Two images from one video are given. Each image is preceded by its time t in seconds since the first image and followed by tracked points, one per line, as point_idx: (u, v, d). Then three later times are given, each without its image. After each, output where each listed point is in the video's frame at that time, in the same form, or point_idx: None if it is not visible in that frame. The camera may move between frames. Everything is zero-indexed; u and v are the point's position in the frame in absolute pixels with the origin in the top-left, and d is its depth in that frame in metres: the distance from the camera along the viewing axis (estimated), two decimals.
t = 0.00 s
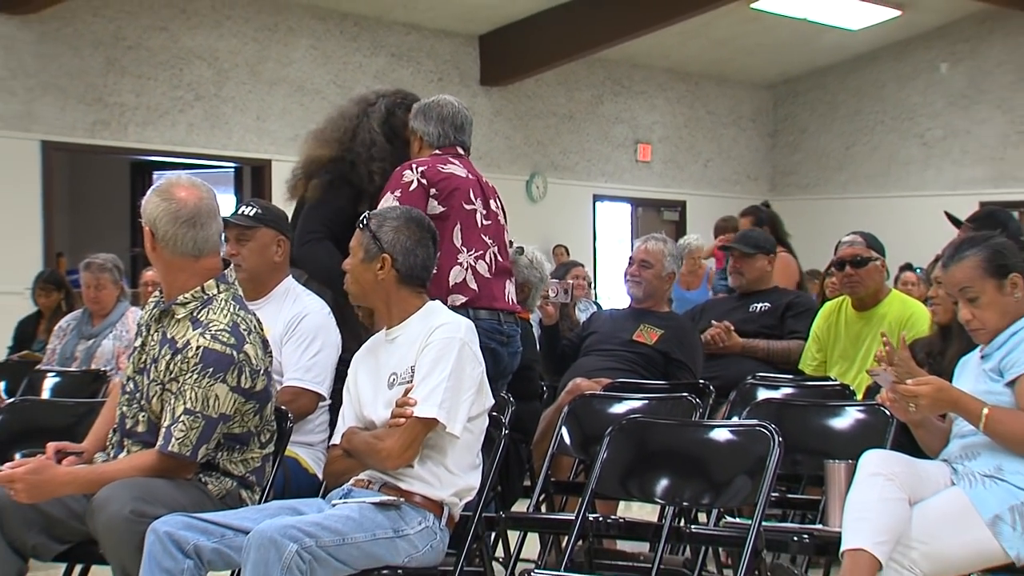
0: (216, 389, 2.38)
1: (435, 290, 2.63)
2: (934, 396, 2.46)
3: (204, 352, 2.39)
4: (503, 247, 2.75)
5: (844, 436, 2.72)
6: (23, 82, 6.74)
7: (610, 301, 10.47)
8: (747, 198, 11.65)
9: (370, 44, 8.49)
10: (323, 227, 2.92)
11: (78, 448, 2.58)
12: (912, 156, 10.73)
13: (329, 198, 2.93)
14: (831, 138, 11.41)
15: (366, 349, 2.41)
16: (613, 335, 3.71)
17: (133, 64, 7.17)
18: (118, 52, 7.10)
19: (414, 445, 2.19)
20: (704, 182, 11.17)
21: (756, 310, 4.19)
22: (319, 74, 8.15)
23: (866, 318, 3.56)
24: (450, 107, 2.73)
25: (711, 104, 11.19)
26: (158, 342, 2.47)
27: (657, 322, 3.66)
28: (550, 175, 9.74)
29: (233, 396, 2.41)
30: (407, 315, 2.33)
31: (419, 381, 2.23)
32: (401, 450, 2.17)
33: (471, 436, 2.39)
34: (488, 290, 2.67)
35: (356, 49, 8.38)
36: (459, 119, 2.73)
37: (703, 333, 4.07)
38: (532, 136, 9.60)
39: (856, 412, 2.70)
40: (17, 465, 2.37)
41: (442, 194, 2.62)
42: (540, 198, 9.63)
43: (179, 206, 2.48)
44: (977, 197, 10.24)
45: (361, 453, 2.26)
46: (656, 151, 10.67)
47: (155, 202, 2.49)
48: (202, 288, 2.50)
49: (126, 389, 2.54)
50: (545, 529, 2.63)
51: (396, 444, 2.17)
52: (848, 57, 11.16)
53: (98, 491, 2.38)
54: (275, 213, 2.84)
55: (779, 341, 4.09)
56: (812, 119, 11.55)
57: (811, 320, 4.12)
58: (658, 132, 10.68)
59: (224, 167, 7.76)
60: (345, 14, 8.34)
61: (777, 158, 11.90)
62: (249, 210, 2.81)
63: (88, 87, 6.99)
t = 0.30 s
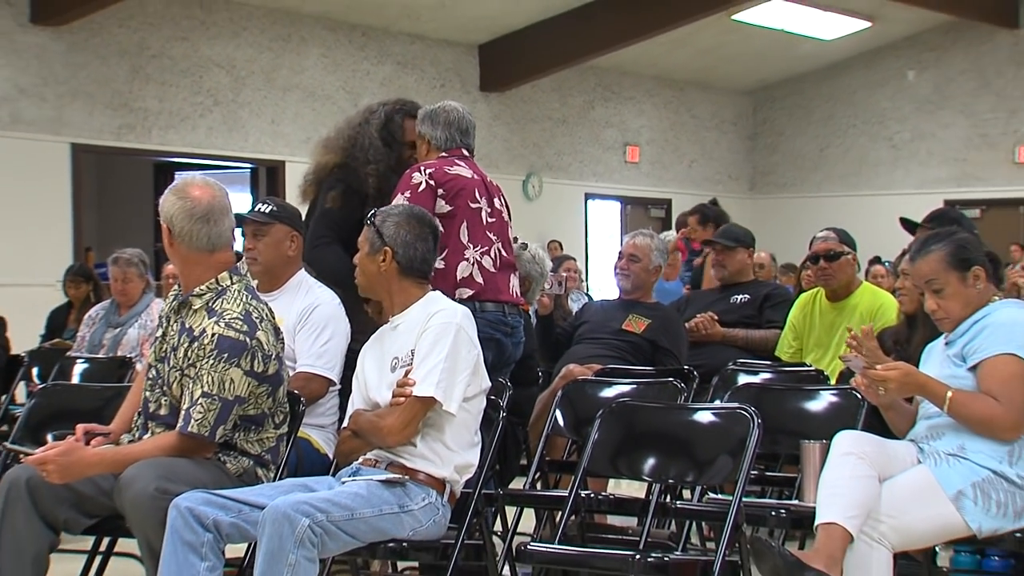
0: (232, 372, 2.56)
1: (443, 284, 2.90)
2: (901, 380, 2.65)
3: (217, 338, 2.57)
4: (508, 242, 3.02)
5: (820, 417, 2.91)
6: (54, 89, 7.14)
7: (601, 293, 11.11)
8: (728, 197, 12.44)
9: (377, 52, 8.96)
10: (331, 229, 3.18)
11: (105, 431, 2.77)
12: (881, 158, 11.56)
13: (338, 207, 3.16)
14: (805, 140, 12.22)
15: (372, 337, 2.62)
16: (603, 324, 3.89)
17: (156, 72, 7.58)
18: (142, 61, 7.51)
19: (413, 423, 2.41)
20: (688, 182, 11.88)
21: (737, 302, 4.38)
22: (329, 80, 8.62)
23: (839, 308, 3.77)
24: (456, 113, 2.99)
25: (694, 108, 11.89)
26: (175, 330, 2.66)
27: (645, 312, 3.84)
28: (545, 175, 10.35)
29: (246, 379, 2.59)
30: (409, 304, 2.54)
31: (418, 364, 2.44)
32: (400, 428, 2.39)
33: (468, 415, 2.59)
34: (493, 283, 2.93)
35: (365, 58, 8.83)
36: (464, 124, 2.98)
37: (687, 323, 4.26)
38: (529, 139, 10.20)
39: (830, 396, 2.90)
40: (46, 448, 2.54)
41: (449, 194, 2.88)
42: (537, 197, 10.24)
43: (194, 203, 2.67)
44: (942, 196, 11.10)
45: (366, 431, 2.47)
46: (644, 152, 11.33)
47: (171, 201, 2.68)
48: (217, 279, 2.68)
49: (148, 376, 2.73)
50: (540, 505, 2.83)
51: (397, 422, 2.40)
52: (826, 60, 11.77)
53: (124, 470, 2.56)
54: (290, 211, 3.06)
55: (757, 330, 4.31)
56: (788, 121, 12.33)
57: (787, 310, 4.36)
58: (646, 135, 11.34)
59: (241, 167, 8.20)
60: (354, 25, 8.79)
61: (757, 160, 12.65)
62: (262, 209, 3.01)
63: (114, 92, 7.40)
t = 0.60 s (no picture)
0: (245, 359, 2.75)
1: (447, 278, 3.11)
2: (872, 367, 2.85)
3: (230, 327, 2.76)
4: (510, 238, 3.23)
5: (796, 401, 3.11)
6: (82, 95, 7.63)
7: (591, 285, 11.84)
8: (710, 195, 13.21)
9: (383, 60, 9.54)
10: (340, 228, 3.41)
11: (129, 414, 2.96)
12: (853, 159, 12.28)
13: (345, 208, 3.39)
14: (783, 142, 12.95)
15: (375, 328, 2.84)
16: (594, 315, 4.09)
17: (176, 79, 8.11)
18: (163, 69, 8.04)
19: (409, 403, 2.63)
20: (673, 181, 12.65)
21: (721, 294, 4.63)
22: (339, 86, 9.22)
23: (814, 299, 4.01)
24: (458, 114, 3.18)
25: (680, 111, 12.64)
26: (192, 321, 2.85)
27: (632, 303, 4.05)
28: (540, 175, 11.04)
29: (259, 364, 2.78)
30: (406, 295, 2.75)
31: (413, 348, 2.65)
32: (397, 408, 2.62)
33: (463, 396, 2.80)
34: (495, 276, 3.14)
35: (371, 65, 9.41)
36: (466, 124, 3.19)
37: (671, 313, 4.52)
38: (524, 141, 10.87)
39: (805, 380, 3.10)
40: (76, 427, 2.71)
41: (457, 193, 3.08)
42: (531, 195, 10.91)
43: (206, 202, 2.86)
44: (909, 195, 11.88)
45: (367, 413, 2.70)
46: (633, 153, 12.08)
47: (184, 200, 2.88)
48: (228, 272, 2.88)
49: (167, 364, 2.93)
50: (535, 483, 3.02)
51: (394, 401, 2.62)
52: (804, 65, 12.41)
53: (147, 449, 2.76)
54: (299, 208, 3.26)
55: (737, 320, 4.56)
56: (766, 124, 13.06)
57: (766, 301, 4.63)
58: (634, 138, 12.09)
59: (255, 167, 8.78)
60: (362, 35, 9.36)
61: (737, 160, 13.42)
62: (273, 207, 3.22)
63: (137, 98, 7.90)
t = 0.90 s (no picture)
0: (270, 349, 2.99)
1: (449, 271, 3.32)
2: (848, 354, 3.05)
3: (256, 320, 2.99)
4: (506, 233, 3.44)
5: (776, 385, 3.33)
6: (108, 99, 8.31)
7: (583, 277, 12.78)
8: (697, 193, 14.16)
9: (388, 67, 10.36)
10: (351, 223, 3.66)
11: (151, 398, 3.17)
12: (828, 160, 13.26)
13: (358, 205, 3.65)
14: (763, 144, 13.90)
15: (380, 320, 3.04)
16: (587, 306, 4.29)
17: (196, 85, 8.83)
18: (184, 75, 8.75)
19: (417, 388, 2.83)
20: (661, 180, 13.60)
21: (704, 286, 4.93)
22: (348, 91, 10.01)
23: (793, 290, 4.23)
24: (457, 117, 3.39)
25: (666, 115, 13.61)
26: (214, 316, 3.07)
27: (623, 294, 4.26)
28: (536, 175, 11.93)
29: (282, 354, 3.02)
30: (410, 288, 2.96)
31: (419, 337, 2.86)
32: (406, 392, 2.81)
33: (463, 380, 3.01)
34: (493, 270, 3.35)
35: (378, 72, 10.22)
36: (465, 126, 3.39)
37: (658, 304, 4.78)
38: (522, 143, 11.73)
39: (784, 367, 3.31)
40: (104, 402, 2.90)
41: (456, 192, 3.29)
42: (528, 194, 11.79)
43: (236, 198, 3.09)
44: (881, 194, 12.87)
45: (375, 398, 2.89)
46: (623, 154, 13.02)
47: (209, 200, 3.06)
48: (246, 269, 3.09)
49: (187, 356, 3.15)
50: (530, 463, 3.22)
51: (403, 386, 2.82)
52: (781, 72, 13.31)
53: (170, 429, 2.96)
54: (307, 206, 3.47)
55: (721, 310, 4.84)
56: (748, 126, 14.02)
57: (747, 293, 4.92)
58: (625, 139, 13.04)
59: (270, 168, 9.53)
60: (369, 43, 10.17)
61: (721, 160, 14.38)
62: (285, 205, 3.42)
63: (160, 102, 8.62)
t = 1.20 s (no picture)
0: (292, 341, 3.26)
1: (449, 265, 3.54)
2: (826, 342, 3.24)
3: (277, 313, 3.26)
4: (503, 229, 3.66)
5: (758, 371, 3.54)
6: (132, 104, 8.68)
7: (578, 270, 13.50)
8: (682, 192, 14.99)
9: (393, 74, 10.86)
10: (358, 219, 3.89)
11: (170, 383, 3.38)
12: (807, 160, 14.18)
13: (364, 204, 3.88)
14: (745, 145, 14.77)
15: (383, 313, 3.25)
16: (580, 298, 4.50)
17: (215, 90, 9.24)
18: (203, 81, 9.15)
19: (430, 377, 3.04)
20: (649, 179, 14.40)
21: (690, 279, 5.17)
22: (356, 95, 10.47)
23: (773, 282, 4.45)
24: (457, 120, 3.61)
25: (655, 119, 14.39)
26: (233, 313, 3.33)
27: (613, 286, 4.47)
28: (534, 174, 12.60)
29: (302, 344, 3.29)
30: (411, 282, 3.17)
31: (427, 331, 3.06)
32: (422, 382, 3.02)
33: (464, 367, 3.23)
34: (490, 263, 3.57)
35: (384, 78, 10.72)
36: (464, 128, 3.61)
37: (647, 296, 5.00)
38: (520, 145, 12.38)
39: (765, 354, 3.53)
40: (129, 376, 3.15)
41: (455, 191, 3.50)
42: (525, 192, 12.46)
43: (263, 208, 3.39)
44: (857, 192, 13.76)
45: (384, 387, 3.08)
46: (614, 155, 13.75)
47: (246, 208, 3.34)
48: (260, 269, 3.34)
49: (204, 353, 3.40)
50: (527, 445, 3.42)
51: (419, 377, 3.02)
52: (764, 79, 14.17)
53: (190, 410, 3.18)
54: (318, 203, 3.67)
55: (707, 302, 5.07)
56: (731, 129, 14.88)
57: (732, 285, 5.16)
58: (616, 141, 13.77)
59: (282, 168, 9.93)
60: (376, 51, 10.67)
61: (706, 162, 15.25)
62: (297, 202, 3.64)
63: (179, 107, 9.00)
